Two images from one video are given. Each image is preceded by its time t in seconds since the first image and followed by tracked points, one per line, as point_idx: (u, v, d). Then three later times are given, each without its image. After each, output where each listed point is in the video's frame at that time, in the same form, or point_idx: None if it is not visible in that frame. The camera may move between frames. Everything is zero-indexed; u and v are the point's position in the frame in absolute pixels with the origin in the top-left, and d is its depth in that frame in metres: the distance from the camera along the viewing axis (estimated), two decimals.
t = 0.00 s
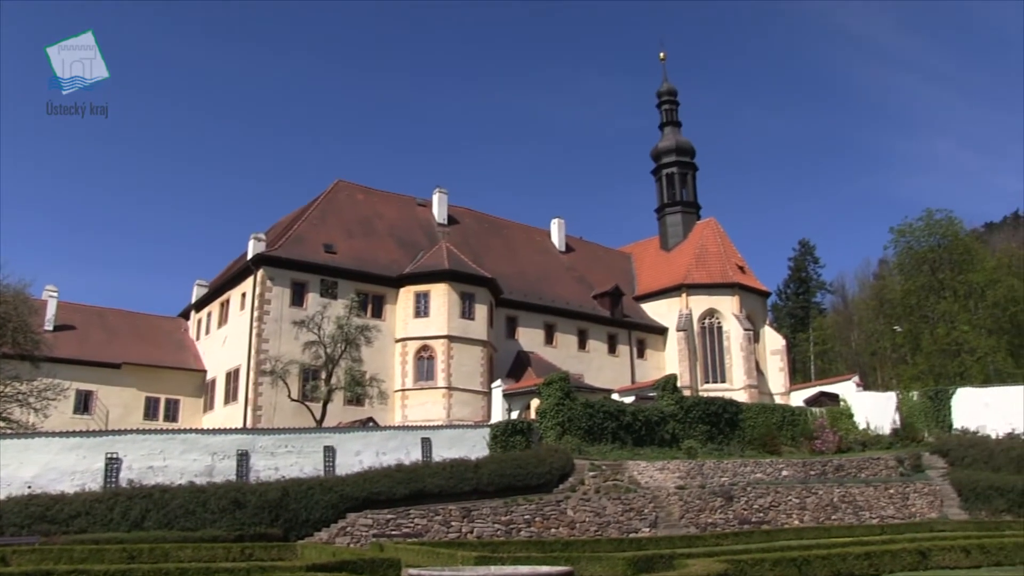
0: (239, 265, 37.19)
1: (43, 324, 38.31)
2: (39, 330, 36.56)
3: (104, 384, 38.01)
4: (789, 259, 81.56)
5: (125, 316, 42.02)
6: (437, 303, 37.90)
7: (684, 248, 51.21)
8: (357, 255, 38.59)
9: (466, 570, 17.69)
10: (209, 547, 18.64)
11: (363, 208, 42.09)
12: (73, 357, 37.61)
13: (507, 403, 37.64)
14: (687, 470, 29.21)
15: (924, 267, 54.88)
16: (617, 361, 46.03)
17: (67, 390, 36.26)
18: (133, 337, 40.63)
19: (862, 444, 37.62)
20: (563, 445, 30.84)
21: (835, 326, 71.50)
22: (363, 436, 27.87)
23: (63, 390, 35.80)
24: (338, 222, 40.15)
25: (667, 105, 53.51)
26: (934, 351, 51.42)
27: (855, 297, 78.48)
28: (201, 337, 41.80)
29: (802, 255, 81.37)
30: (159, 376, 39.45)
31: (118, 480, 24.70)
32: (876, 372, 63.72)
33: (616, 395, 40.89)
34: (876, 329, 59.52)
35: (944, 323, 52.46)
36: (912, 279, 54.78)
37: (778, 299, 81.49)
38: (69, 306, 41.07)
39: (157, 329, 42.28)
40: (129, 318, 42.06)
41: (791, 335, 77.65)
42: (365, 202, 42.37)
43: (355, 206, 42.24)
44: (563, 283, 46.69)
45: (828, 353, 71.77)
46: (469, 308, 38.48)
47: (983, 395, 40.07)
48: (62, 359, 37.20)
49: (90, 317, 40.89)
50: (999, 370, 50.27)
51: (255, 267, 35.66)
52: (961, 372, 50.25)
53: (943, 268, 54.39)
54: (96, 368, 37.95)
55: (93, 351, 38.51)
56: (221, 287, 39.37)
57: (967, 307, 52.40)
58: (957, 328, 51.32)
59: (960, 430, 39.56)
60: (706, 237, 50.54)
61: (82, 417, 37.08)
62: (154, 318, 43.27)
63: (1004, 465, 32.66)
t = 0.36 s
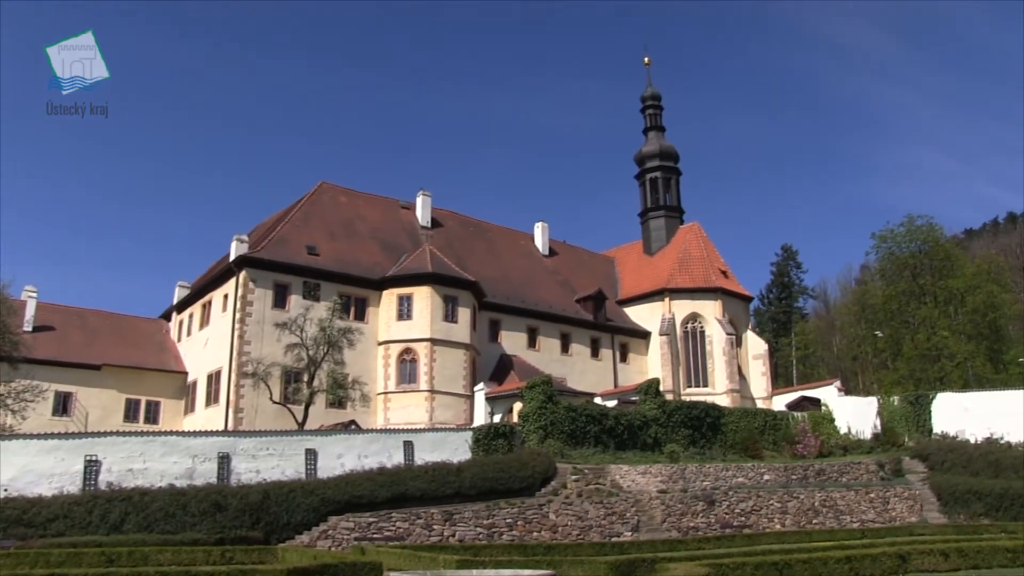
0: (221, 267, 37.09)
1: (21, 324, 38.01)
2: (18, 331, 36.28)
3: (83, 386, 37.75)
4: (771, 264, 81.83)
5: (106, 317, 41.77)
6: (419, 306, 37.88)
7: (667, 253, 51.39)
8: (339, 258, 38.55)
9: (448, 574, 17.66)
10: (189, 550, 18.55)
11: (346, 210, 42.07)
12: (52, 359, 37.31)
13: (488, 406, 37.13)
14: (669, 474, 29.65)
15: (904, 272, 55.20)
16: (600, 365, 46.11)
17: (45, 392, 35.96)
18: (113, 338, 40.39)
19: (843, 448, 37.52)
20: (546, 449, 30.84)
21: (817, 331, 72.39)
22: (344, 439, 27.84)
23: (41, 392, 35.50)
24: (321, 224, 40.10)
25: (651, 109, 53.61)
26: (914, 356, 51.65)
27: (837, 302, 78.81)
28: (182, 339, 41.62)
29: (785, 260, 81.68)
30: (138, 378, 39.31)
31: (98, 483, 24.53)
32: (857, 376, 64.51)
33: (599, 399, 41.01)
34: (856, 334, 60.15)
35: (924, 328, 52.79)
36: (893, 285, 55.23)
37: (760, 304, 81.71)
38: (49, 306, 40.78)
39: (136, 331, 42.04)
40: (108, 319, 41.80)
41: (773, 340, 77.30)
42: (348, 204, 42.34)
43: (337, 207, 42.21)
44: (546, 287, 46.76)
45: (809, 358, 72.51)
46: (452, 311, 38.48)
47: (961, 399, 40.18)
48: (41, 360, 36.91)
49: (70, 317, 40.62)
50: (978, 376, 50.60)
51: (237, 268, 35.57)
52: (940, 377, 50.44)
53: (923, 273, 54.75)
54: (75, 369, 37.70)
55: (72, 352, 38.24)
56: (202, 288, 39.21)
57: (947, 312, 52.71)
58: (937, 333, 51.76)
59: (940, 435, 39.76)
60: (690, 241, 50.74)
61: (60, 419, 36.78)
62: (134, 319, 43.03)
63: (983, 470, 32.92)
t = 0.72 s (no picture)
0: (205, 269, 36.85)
1: None
2: None
3: (62, 389, 37.32)
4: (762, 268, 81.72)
5: (85, 319, 41.37)
6: (406, 310, 37.67)
7: (657, 256, 51.25)
8: (325, 260, 38.37)
9: None
10: (170, 558, 18.35)
11: (332, 211, 41.91)
12: (31, 361, 36.83)
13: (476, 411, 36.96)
14: (658, 480, 29.40)
15: (896, 277, 55.18)
16: (589, 369, 45.94)
17: (23, 396, 35.41)
18: (93, 340, 40.02)
19: (833, 455, 37.81)
20: (533, 454, 30.62)
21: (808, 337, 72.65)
22: (329, 444, 27.59)
23: (17, 395, 34.92)
24: (306, 225, 39.92)
25: (641, 111, 53.46)
26: (905, 361, 51.68)
27: (828, 307, 78.91)
28: (164, 341, 41.34)
29: (776, 264, 81.64)
30: (119, 381, 38.94)
31: (76, 488, 24.24)
32: (848, 382, 64.95)
33: (587, 404, 41.05)
34: (847, 338, 60.51)
35: (915, 333, 52.62)
36: (884, 290, 55.00)
37: (751, 308, 81.56)
38: (28, 308, 40.32)
39: (117, 333, 41.72)
40: (89, 321, 41.44)
41: (764, 344, 77.66)
42: (334, 205, 42.15)
43: (323, 209, 42.04)
44: (534, 290, 46.63)
45: (800, 364, 72.77)
46: (439, 315, 38.37)
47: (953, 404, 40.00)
48: (19, 363, 36.41)
49: (49, 320, 40.18)
50: (969, 382, 50.25)
51: (221, 270, 35.33)
52: (932, 383, 50.46)
53: (915, 278, 54.73)
54: (55, 372, 37.30)
55: (52, 355, 37.83)
56: (185, 290, 38.92)
57: (938, 317, 52.72)
58: (929, 338, 51.63)
59: (931, 441, 39.48)
60: (679, 245, 50.61)
61: (38, 423, 36.20)
62: (114, 321, 42.66)
63: (975, 476, 32.79)
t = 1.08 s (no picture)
0: (189, 270, 36.42)
1: None
2: None
3: (40, 394, 36.68)
4: (760, 271, 81.41)
5: (65, 322, 40.76)
6: (395, 313, 37.33)
7: (652, 259, 50.88)
8: (312, 261, 37.98)
9: None
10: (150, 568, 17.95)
11: (319, 211, 41.53)
12: (9, 365, 36.17)
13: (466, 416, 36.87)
14: (653, 488, 29.00)
15: (898, 281, 54.77)
16: (582, 374, 45.55)
17: None
18: (72, 343, 39.42)
19: (833, 462, 37.59)
20: (524, 461, 30.16)
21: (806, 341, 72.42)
22: (317, 450, 27.15)
23: None
24: (293, 226, 39.52)
25: (636, 110, 53.17)
26: (906, 367, 51.59)
27: (827, 311, 78.60)
28: (146, 344, 40.87)
29: (774, 267, 81.36)
30: (100, 386, 38.58)
31: (53, 497, 23.80)
32: (847, 387, 64.57)
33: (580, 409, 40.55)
34: (846, 343, 59.89)
35: (916, 338, 52.22)
36: (885, 294, 54.61)
37: (748, 312, 81.18)
38: (5, 311, 39.63)
39: (97, 336, 41.18)
40: (67, 323, 40.85)
41: (761, 349, 77.17)
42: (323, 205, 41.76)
43: (312, 209, 41.67)
44: (526, 292, 46.24)
45: (798, 369, 72.54)
46: (429, 318, 37.96)
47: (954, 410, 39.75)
48: None
49: (28, 322, 39.53)
50: (972, 389, 50.26)
51: (206, 272, 34.90)
52: (933, 389, 50.51)
53: (915, 283, 54.36)
54: (33, 376, 36.67)
55: (28, 358, 37.10)
56: (168, 292, 38.44)
57: (939, 321, 52.43)
58: (930, 343, 51.36)
59: (932, 448, 39.28)
60: (675, 247, 50.23)
61: (14, 429, 35.58)
62: (94, 324, 42.08)
63: (977, 484, 32.43)
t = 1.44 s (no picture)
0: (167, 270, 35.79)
1: None
2: None
3: (9, 400, 35.72)
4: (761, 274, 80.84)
5: (38, 325, 39.89)
6: (382, 316, 36.81)
7: (649, 260, 50.28)
8: (297, 262, 37.40)
9: None
10: None
11: (303, 210, 40.95)
12: None
13: (456, 422, 35.91)
14: (650, 498, 28.61)
15: (904, 283, 54.82)
16: (576, 380, 44.93)
17: None
18: (44, 348, 38.53)
19: (836, 472, 36.79)
20: (516, 471, 29.55)
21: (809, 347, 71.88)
22: (299, 458, 26.65)
23: None
24: (277, 225, 38.92)
25: (633, 106, 52.69)
26: (913, 373, 50.87)
27: (831, 315, 77.97)
28: (122, 348, 40.15)
29: (775, 269, 80.78)
30: (73, 391, 37.76)
31: (20, 509, 22.95)
32: (853, 395, 63.83)
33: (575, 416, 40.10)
34: (853, 349, 59.66)
35: (924, 343, 52.09)
36: (891, 297, 54.79)
37: (749, 316, 80.54)
38: None
39: (69, 340, 40.29)
40: (39, 326, 39.97)
41: (763, 354, 76.69)
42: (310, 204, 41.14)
43: (298, 209, 41.08)
44: (519, 294, 45.62)
45: (801, 375, 71.86)
46: (417, 321, 37.45)
47: (961, 420, 39.18)
48: None
49: None
50: (982, 397, 48.76)
51: (185, 272, 34.30)
52: (941, 396, 49.32)
53: (923, 286, 54.39)
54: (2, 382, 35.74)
55: None
56: (146, 293, 37.75)
57: (949, 326, 52.10)
58: (939, 350, 50.73)
59: (941, 458, 38.60)
60: (673, 248, 49.62)
61: None
62: (68, 328, 41.24)
63: (989, 496, 31.84)
